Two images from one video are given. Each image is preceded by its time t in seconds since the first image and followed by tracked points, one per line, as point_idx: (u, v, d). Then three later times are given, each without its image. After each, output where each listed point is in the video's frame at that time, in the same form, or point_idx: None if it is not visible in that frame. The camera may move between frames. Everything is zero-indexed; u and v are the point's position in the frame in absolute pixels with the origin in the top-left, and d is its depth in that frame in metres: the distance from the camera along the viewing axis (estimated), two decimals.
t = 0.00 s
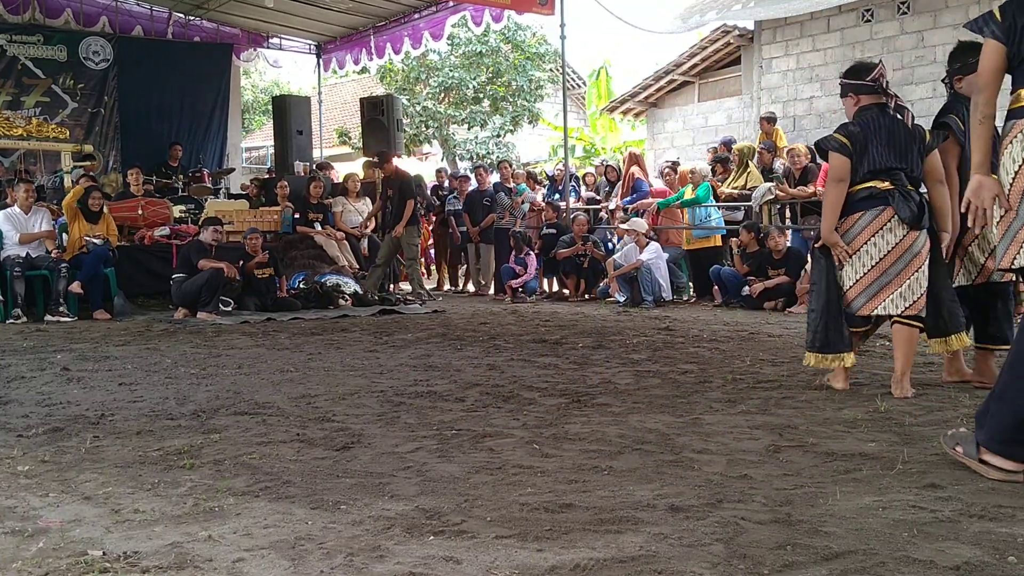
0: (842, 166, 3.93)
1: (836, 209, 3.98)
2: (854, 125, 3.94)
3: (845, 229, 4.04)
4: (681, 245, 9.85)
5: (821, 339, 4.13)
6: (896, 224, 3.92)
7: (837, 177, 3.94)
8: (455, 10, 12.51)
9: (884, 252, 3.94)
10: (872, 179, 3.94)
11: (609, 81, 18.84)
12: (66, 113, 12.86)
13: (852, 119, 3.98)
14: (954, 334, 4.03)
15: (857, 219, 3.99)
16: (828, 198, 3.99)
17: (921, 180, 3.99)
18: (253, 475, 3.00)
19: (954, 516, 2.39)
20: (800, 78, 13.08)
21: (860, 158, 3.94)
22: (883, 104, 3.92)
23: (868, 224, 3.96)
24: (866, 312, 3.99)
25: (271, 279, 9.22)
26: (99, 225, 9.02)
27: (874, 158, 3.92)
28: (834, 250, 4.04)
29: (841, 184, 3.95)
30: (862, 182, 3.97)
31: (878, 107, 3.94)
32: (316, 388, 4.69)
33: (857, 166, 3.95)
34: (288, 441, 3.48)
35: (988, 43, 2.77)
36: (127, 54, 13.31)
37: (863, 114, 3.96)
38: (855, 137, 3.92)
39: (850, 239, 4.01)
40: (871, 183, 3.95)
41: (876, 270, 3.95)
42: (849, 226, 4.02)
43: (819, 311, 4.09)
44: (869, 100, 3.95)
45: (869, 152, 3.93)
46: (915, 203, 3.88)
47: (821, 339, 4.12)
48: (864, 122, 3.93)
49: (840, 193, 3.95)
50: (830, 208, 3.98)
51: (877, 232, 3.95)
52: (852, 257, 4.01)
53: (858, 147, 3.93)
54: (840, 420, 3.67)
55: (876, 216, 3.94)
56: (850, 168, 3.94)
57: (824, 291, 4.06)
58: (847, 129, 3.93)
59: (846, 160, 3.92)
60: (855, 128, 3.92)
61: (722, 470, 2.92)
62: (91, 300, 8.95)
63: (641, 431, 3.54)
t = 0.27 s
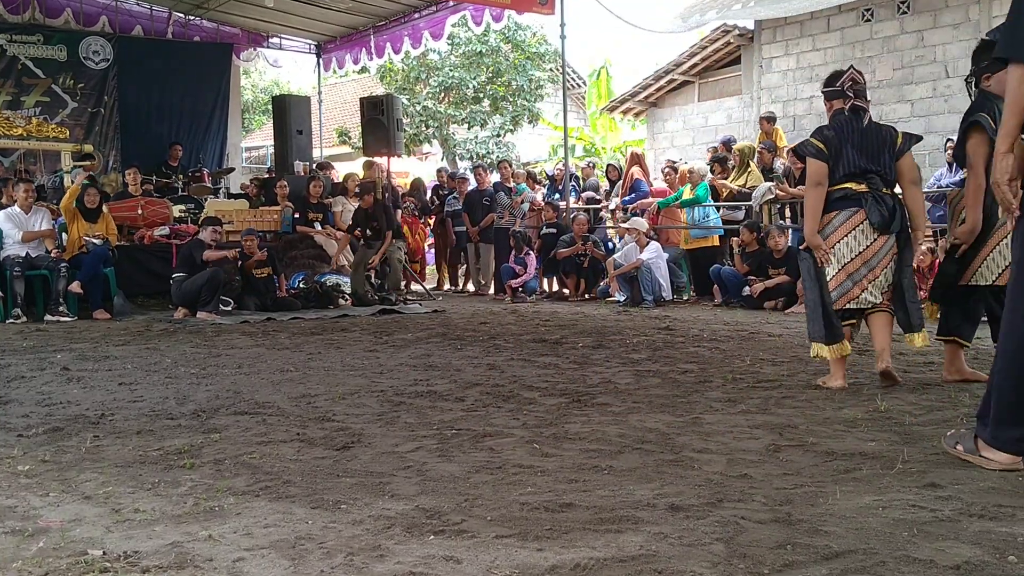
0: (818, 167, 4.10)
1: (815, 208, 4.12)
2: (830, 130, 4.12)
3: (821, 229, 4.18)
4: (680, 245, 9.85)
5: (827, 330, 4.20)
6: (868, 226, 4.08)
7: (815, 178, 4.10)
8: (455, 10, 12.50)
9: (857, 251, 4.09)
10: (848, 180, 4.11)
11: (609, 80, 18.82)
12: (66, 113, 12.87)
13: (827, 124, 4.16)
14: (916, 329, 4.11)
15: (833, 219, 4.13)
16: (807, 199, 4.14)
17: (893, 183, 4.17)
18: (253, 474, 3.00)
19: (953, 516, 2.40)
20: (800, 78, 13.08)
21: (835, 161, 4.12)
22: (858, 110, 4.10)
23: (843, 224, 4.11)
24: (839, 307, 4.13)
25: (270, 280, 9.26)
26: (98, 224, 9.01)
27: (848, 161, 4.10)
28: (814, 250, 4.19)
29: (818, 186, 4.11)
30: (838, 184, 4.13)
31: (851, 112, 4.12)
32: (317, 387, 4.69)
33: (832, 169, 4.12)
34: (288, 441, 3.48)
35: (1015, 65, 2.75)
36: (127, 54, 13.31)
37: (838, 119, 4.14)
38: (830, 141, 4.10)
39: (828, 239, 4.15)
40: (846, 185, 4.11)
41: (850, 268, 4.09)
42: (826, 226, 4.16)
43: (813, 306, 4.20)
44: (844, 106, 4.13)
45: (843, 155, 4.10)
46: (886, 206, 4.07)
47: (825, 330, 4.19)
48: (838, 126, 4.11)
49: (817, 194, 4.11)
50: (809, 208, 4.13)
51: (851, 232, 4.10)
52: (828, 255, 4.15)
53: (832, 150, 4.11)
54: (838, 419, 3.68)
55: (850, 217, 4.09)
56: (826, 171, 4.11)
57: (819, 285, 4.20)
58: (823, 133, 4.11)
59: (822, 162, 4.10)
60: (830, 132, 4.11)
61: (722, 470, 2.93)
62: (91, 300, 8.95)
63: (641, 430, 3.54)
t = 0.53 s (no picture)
0: (807, 167, 4.13)
1: (801, 207, 4.17)
2: (823, 131, 4.13)
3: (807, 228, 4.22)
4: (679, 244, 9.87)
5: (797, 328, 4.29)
6: (854, 228, 4.11)
7: (802, 177, 4.14)
8: (455, 10, 12.49)
9: (840, 253, 4.13)
10: (835, 181, 4.12)
11: (610, 80, 18.81)
12: (66, 113, 12.88)
13: (822, 124, 4.18)
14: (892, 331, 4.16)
15: (820, 220, 4.16)
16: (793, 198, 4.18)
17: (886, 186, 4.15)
18: (253, 475, 2.99)
19: (954, 516, 2.39)
20: (800, 78, 13.08)
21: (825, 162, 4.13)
22: (854, 113, 4.07)
23: (829, 226, 4.14)
24: (819, 307, 4.17)
25: (269, 279, 9.24)
26: (98, 223, 9.03)
27: (838, 162, 4.11)
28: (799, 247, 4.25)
29: (806, 186, 4.14)
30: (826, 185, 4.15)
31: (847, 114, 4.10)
32: (317, 387, 4.69)
33: (822, 170, 4.13)
34: (288, 441, 3.48)
35: (945, 71, 2.87)
36: (127, 54, 13.31)
37: (833, 118, 4.14)
38: (820, 141, 4.13)
39: (814, 238, 4.19)
40: (834, 186, 4.13)
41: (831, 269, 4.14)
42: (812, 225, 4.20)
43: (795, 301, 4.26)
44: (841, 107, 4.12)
45: (833, 155, 4.12)
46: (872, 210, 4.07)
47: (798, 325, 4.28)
48: (831, 127, 4.12)
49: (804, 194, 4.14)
50: (795, 207, 4.18)
51: (835, 234, 4.13)
52: (811, 255, 4.19)
53: (822, 151, 4.13)
54: (837, 419, 3.68)
55: (835, 219, 4.12)
56: (815, 171, 4.14)
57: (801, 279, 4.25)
58: (814, 133, 4.14)
59: (811, 163, 4.13)
60: (822, 133, 4.13)
61: (722, 470, 2.93)
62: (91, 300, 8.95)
63: (641, 430, 3.54)
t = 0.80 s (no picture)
0: (808, 168, 4.21)
1: (801, 207, 4.22)
2: (826, 134, 4.18)
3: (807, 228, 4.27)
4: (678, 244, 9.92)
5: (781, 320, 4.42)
6: (851, 227, 4.11)
7: (802, 176, 4.22)
8: (455, 9, 12.49)
9: (837, 252, 4.14)
10: (833, 182, 4.15)
11: (609, 80, 18.79)
12: (66, 113, 12.88)
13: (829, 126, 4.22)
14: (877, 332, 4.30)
15: (817, 220, 4.18)
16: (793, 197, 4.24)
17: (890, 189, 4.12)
18: (253, 474, 2.99)
19: (953, 515, 2.40)
20: (800, 77, 13.08)
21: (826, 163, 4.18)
22: (857, 121, 4.05)
23: (826, 225, 4.14)
24: (834, 297, 4.14)
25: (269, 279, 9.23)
26: (98, 223, 9.08)
27: (837, 164, 4.13)
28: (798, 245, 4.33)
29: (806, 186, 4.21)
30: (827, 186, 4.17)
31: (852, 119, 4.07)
32: (317, 387, 4.70)
33: (822, 170, 4.19)
34: (288, 441, 3.48)
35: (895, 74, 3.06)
36: (127, 54, 13.31)
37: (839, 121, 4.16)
38: (823, 143, 4.19)
39: (813, 237, 4.21)
40: (832, 187, 4.14)
41: (829, 270, 4.15)
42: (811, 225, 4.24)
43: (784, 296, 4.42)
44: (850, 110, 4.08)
45: (833, 157, 4.15)
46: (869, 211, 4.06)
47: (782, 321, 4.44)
48: (835, 129, 4.16)
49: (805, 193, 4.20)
50: (795, 206, 4.23)
51: (831, 234, 4.13)
52: (809, 255, 4.23)
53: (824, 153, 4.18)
54: (837, 419, 3.68)
55: (832, 219, 4.13)
56: (815, 173, 4.21)
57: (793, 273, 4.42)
58: (818, 135, 4.20)
59: (812, 165, 4.20)
60: (827, 136, 4.17)
61: (722, 469, 2.93)
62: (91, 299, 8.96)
63: (641, 430, 3.54)
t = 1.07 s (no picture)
0: (833, 164, 4.19)
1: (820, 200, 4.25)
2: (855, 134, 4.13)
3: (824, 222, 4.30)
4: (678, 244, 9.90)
5: (789, 313, 4.44)
6: (863, 223, 4.13)
7: (826, 171, 4.22)
8: (455, 9, 12.49)
9: (846, 247, 4.16)
10: (852, 179, 4.13)
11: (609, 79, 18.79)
12: (66, 113, 12.89)
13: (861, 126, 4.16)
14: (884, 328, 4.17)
15: (832, 214, 4.22)
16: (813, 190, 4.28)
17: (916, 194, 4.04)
18: (253, 474, 2.99)
19: (953, 515, 2.40)
20: (800, 77, 13.08)
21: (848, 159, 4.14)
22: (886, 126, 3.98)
23: (839, 219, 4.19)
24: (829, 292, 4.21)
25: (270, 279, 9.24)
26: (94, 223, 8.98)
27: (858, 163, 4.09)
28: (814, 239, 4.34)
29: (828, 181, 4.22)
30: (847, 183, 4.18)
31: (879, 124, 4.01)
32: (317, 387, 4.70)
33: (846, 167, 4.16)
34: (288, 441, 3.48)
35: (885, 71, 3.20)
36: (127, 53, 13.31)
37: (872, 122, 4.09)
38: (850, 141, 4.14)
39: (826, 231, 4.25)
40: (850, 184, 4.15)
41: (835, 262, 4.19)
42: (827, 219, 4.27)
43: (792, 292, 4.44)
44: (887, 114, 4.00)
45: (857, 155, 4.10)
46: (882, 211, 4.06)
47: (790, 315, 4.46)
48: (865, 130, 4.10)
49: (825, 187, 4.22)
50: (814, 199, 4.26)
51: (842, 228, 4.17)
52: (821, 247, 4.26)
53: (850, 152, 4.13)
54: (837, 418, 3.69)
55: (846, 213, 4.16)
56: (839, 169, 4.19)
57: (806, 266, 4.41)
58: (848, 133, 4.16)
59: (838, 163, 4.17)
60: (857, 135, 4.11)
61: (722, 469, 2.93)
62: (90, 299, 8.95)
63: (641, 429, 3.55)
